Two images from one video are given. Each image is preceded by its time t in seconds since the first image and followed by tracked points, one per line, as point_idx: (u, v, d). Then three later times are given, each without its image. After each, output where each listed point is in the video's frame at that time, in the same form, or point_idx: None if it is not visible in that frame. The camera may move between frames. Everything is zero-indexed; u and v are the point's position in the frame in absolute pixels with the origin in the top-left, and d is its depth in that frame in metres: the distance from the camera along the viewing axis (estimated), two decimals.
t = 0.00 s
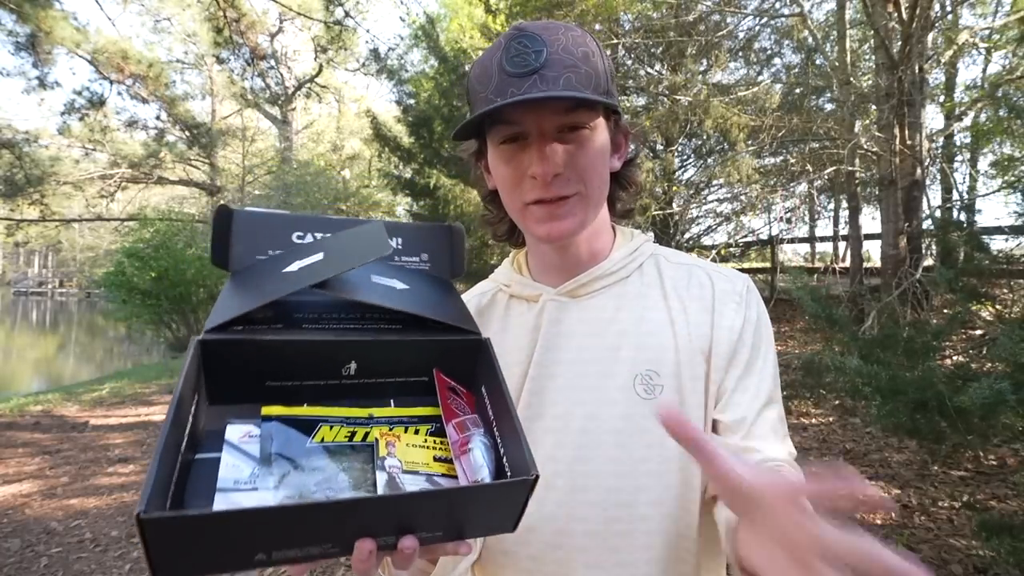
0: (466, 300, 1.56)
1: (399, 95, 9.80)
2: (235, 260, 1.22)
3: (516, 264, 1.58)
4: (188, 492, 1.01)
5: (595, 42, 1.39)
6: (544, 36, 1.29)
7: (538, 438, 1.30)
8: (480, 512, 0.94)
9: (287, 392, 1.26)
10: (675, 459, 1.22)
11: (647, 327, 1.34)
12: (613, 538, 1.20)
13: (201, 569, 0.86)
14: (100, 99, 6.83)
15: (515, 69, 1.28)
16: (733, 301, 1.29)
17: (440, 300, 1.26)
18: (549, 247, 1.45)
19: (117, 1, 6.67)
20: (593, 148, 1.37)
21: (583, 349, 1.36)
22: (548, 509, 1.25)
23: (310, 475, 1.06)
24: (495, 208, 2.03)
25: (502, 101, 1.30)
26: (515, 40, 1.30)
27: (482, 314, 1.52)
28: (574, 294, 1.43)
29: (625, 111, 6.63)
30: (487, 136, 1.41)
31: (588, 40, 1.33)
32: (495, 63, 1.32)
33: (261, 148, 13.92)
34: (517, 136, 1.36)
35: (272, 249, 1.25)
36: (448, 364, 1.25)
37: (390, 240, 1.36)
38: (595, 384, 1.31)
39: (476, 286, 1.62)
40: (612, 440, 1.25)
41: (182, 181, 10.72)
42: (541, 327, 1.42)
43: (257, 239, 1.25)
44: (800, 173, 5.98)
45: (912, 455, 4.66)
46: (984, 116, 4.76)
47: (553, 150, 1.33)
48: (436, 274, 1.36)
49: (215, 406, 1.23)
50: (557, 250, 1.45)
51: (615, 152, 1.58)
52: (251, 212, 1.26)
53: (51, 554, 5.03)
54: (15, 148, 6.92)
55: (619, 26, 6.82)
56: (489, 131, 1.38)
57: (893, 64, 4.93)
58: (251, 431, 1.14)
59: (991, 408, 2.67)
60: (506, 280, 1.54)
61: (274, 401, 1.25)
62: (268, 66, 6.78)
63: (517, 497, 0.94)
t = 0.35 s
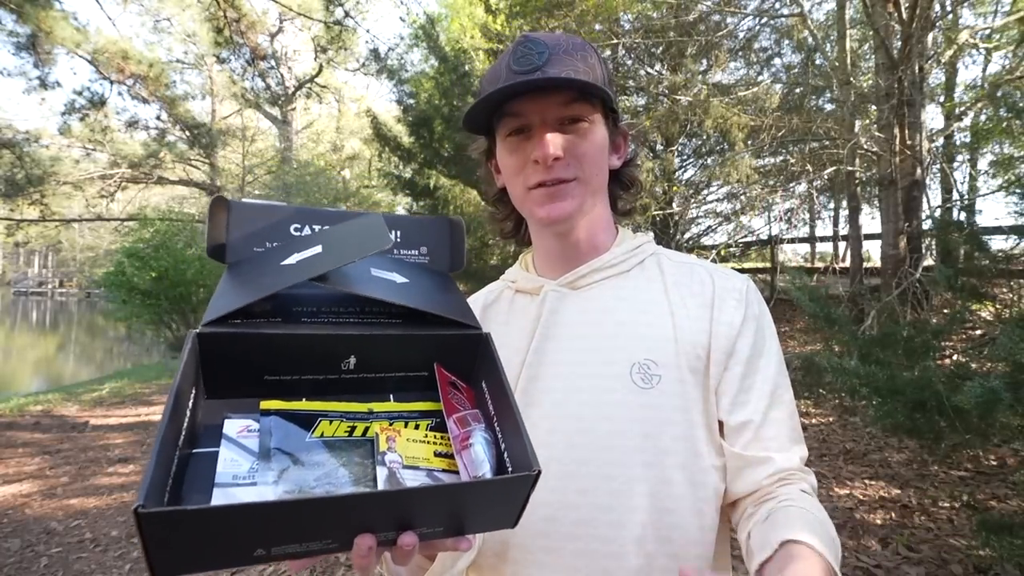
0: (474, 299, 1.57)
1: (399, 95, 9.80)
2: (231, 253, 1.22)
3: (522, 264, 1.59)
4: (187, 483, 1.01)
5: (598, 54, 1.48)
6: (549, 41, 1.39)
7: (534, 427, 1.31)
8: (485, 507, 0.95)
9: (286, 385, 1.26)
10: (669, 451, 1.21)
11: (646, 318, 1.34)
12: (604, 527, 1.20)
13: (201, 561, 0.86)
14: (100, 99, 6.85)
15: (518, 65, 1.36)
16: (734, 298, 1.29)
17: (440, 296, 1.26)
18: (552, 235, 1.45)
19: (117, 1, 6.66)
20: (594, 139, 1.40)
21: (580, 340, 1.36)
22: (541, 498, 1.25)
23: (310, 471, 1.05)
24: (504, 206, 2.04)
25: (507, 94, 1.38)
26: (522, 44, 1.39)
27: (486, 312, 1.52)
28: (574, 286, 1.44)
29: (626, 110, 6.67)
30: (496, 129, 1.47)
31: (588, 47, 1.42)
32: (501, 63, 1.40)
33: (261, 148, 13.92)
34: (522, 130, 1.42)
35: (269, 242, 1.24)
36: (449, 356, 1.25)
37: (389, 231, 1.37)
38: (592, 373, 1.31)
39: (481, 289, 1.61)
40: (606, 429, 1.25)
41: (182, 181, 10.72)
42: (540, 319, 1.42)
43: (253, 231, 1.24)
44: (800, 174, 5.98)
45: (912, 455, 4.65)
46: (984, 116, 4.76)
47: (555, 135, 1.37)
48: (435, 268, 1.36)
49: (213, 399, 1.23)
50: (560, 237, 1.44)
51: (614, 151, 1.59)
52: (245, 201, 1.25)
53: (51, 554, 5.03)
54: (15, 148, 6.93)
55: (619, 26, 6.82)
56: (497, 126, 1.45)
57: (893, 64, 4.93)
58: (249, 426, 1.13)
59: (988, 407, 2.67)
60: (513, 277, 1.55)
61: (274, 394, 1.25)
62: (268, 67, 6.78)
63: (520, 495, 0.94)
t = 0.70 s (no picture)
0: (477, 299, 1.58)
1: (399, 95, 9.80)
2: (240, 238, 1.23)
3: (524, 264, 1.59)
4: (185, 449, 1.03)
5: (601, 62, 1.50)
6: (553, 47, 1.41)
7: (537, 420, 1.30)
8: (481, 483, 0.94)
9: (286, 362, 1.28)
10: (674, 444, 1.22)
11: (652, 311, 1.35)
12: (607, 518, 1.19)
13: (192, 521, 0.87)
14: (100, 99, 6.86)
15: (524, 71, 1.38)
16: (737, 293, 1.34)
17: (443, 286, 1.26)
18: (553, 234, 1.45)
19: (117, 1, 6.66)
20: (596, 139, 1.41)
21: (584, 334, 1.36)
22: (544, 488, 1.24)
23: (306, 442, 1.07)
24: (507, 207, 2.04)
25: (514, 97, 1.40)
26: (526, 50, 1.42)
27: (489, 311, 1.52)
28: (577, 283, 1.45)
29: (625, 111, 6.65)
30: (502, 132, 1.47)
31: (592, 52, 1.44)
32: (507, 70, 1.42)
33: (261, 148, 13.86)
34: (526, 132, 1.43)
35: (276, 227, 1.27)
36: (449, 345, 1.26)
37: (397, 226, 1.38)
38: (597, 366, 1.31)
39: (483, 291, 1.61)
40: (610, 420, 1.25)
41: (182, 181, 10.71)
42: (544, 317, 1.41)
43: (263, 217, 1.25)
44: (800, 173, 5.99)
45: (912, 455, 4.66)
46: (984, 116, 4.77)
47: (558, 137, 1.38)
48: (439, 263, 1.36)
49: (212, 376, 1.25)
50: (562, 237, 1.45)
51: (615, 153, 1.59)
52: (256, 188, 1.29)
53: (50, 554, 5.03)
54: (15, 148, 6.95)
55: (620, 26, 6.82)
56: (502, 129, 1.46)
57: (893, 64, 4.93)
58: (249, 397, 1.14)
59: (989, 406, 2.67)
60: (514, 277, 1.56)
61: (274, 370, 1.28)
62: (268, 67, 6.79)
63: (514, 472, 0.94)
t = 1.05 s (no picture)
0: (467, 304, 1.57)
1: (399, 96, 9.80)
2: (218, 260, 1.21)
3: (516, 265, 1.59)
4: (185, 495, 1.02)
5: (577, 51, 1.45)
6: (528, 45, 1.36)
7: (537, 428, 1.31)
8: (487, 501, 0.95)
9: (280, 393, 1.26)
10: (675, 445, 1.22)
11: (647, 311, 1.34)
12: (611, 522, 1.19)
13: (199, 566, 0.86)
14: (100, 99, 6.85)
15: (500, 73, 1.33)
16: (731, 288, 1.33)
17: (432, 297, 1.25)
18: (542, 240, 1.45)
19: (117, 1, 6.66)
20: (579, 141, 1.39)
21: (581, 340, 1.36)
22: (546, 493, 1.24)
23: (307, 474, 1.07)
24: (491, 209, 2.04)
25: (489, 104, 1.35)
26: (500, 49, 1.36)
27: (480, 317, 1.52)
28: (570, 287, 1.43)
29: (625, 112, 6.77)
30: (479, 137, 1.44)
31: (568, 49, 1.40)
32: (481, 71, 1.37)
33: (261, 148, 13.84)
34: (506, 136, 1.40)
35: (257, 248, 1.24)
36: (440, 360, 1.25)
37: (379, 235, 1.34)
38: (594, 372, 1.31)
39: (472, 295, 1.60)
40: (609, 427, 1.25)
41: (182, 181, 10.71)
42: (540, 321, 1.41)
43: (240, 234, 1.24)
44: (800, 173, 5.99)
45: (912, 455, 4.66)
46: (984, 116, 4.77)
47: (539, 143, 1.36)
48: (426, 272, 1.34)
49: (204, 411, 1.23)
50: (550, 241, 1.45)
51: (601, 150, 1.59)
52: (234, 209, 1.25)
53: (50, 554, 5.02)
54: (15, 148, 6.95)
55: (620, 26, 6.84)
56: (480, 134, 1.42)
57: (893, 64, 4.93)
58: (244, 434, 1.14)
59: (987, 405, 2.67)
60: (507, 279, 1.56)
61: (267, 402, 1.26)
62: (268, 66, 6.79)
63: (518, 488, 0.94)
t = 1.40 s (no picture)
0: (461, 306, 1.53)
1: (398, 95, 9.80)
2: (217, 283, 1.17)
3: (509, 266, 1.55)
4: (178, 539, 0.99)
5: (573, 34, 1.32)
6: (517, 34, 1.23)
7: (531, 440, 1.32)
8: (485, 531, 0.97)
9: (279, 428, 1.16)
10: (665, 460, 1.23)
11: (642, 323, 1.33)
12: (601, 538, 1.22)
13: None
14: (100, 99, 6.83)
15: (489, 70, 1.23)
16: (731, 299, 1.29)
17: (434, 327, 1.20)
18: (537, 251, 1.41)
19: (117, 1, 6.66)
20: (574, 146, 1.32)
21: (574, 350, 1.35)
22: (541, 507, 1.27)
23: (302, 524, 1.03)
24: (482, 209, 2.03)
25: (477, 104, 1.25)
26: (489, 39, 1.24)
27: (474, 322, 1.51)
28: (566, 295, 1.41)
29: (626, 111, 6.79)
30: (469, 139, 1.36)
31: (566, 35, 1.27)
32: (469, 63, 1.26)
33: (261, 148, 13.82)
34: (497, 138, 1.32)
35: (258, 269, 1.19)
36: (441, 392, 1.17)
37: (380, 252, 1.31)
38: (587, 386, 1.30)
39: (465, 294, 1.58)
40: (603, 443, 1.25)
41: (182, 181, 10.71)
42: (535, 331, 1.40)
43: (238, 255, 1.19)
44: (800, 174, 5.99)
45: (911, 455, 4.66)
46: (983, 116, 4.78)
47: (532, 152, 1.29)
48: (429, 290, 1.31)
49: (200, 444, 1.12)
50: (546, 254, 1.41)
51: (602, 147, 1.57)
52: (232, 229, 1.19)
53: (50, 554, 5.02)
54: (15, 148, 6.94)
55: (620, 26, 6.84)
56: (468, 134, 1.34)
57: (893, 64, 4.93)
58: (239, 477, 1.09)
59: (986, 408, 2.67)
60: (500, 282, 1.52)
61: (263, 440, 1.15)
62: (268, 66, 6.79)
63: (516, 546, 0.89)
